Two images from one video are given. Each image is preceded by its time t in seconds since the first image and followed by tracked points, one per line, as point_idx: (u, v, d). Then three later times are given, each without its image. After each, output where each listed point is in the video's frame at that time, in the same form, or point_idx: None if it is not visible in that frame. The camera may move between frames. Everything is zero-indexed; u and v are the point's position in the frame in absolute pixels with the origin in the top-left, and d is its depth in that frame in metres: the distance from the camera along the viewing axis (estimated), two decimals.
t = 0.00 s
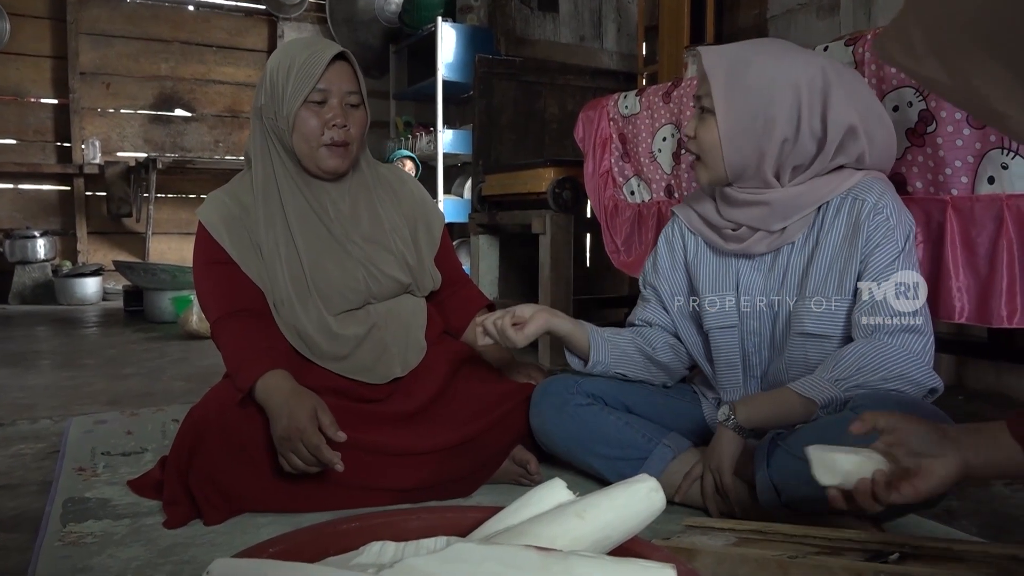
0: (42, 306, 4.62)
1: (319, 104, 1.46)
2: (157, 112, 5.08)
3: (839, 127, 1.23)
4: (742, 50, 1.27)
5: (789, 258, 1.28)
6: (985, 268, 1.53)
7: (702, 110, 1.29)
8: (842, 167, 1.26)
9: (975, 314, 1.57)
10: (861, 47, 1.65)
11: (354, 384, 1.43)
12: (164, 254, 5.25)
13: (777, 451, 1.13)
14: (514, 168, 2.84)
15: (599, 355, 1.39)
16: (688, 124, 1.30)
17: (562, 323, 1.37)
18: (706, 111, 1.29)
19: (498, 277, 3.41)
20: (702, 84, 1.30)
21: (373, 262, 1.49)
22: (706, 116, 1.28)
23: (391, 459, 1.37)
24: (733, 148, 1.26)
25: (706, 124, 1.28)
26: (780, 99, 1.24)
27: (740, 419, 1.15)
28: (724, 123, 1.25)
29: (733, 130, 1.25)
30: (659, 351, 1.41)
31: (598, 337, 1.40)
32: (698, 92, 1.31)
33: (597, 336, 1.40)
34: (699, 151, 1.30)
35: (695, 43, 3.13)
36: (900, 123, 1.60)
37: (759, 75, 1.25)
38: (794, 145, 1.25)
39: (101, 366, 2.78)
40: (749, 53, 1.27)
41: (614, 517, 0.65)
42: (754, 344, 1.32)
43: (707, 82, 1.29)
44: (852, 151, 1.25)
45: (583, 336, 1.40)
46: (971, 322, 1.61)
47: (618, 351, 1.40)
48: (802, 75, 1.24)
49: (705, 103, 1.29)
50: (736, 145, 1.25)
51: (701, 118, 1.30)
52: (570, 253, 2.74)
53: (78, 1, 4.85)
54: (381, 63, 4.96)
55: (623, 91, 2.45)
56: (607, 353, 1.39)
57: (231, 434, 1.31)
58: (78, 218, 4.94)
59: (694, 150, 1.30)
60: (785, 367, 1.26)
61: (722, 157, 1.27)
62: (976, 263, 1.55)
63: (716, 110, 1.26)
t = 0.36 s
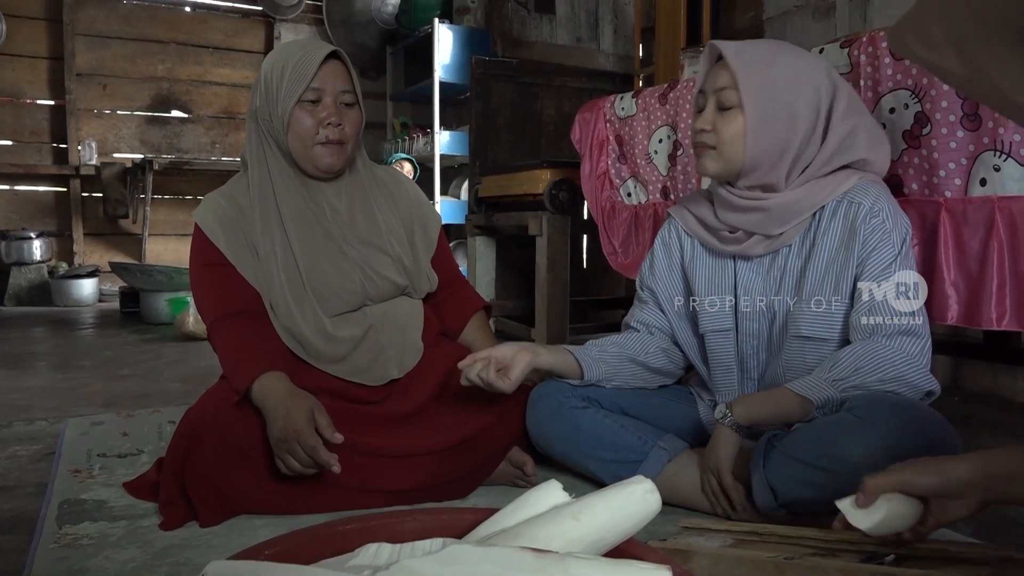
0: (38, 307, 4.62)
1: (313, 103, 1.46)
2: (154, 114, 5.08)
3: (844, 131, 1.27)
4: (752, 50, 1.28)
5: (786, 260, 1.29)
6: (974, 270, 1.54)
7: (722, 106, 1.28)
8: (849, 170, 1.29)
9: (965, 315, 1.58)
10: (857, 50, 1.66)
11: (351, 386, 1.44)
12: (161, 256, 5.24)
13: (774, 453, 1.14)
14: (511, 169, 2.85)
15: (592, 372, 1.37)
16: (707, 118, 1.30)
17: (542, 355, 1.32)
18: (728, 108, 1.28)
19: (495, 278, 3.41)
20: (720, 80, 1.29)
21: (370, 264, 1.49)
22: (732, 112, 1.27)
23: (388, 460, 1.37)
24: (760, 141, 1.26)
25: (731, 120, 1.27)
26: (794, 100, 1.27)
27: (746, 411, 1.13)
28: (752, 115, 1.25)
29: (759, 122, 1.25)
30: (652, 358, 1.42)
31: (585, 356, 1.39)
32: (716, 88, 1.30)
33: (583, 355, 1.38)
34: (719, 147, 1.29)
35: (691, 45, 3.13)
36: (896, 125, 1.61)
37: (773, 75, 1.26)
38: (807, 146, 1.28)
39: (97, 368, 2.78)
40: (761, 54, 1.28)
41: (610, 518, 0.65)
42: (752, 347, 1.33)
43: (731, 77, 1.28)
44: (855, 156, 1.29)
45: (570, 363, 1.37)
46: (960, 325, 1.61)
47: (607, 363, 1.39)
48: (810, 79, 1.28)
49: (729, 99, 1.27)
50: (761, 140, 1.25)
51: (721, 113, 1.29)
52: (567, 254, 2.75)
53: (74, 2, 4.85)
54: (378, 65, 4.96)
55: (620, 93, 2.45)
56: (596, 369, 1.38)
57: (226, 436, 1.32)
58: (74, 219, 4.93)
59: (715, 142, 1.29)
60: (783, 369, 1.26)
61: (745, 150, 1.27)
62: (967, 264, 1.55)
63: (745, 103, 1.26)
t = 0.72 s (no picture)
0: (35, 308, 4.60)
1: (308, 105, 1.46)
2: (151, 114, 5.07)
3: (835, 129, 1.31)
4: (765, 53, 1.26)
5: (802, 264, 1.29)
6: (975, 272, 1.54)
7: (760, 117, 1.24)
8: (859, 171, 1.32)
9: (965, 316, 1.58)
10: (855, 52, 1.66)
11: (348, 386, 1.44)
12: (158, 256, 5.23)
13: (773, 455, 1.13)
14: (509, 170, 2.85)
15: (593, 371, 1.37)
16: (750, 132, 1.24)
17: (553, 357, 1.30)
18: (767, 117, 1.24)
19: (493, 279, 3.42)
20: (751, 91, 1.24)
21: (367, 265, 1.49)
22: (773, 122, 1.24)
23: (386, 460, 1.37)
24: (804, 149, 1.25)
25: (778, 129, 1.23)
26: (812, 101, 1.27)
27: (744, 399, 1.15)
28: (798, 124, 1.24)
29: (804, 129, 1.24)
30: (656, 361, 1.42)
31: (590, 352, 1.38)
32: (749, 101, 1.24)
33: (585, 352, 1.38)
34: (771, 159, 1.25)
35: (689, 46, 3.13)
36: (898, 126, 1.61)
37: (793, 77, 1.26)
38: (825, 149, 1.29)
39: (94, 368, 2.77)
40: (774, 57, 1.26)
41: (608, 519, 0.65)
42: (762, 350, 1.33)
43: (762, 86, 1.24)
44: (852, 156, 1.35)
45: (576, 362, 1.36)
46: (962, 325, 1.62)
47: (610, 364, 1.38)
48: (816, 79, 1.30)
49: (768, 109, 1.24)
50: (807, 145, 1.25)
51: (760, 125, 1.24)
52: (565, 255, 2.75)
53: (71, 3, 4.84)
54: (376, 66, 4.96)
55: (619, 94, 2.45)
56: (598, 370, 1.37)
57: (224, 437, 1.32)
58: (71, 220, 4.92)
59: (765, 157, 1.24)
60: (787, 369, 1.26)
61: (794, 159, 1.26)
62: (970, 262, 1.55)
63: (789, 110, 1.24)
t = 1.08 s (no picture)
0: (32, 309, 4.60)
1: (304, 107, 1.46)
2: (149, 115, 5.07)
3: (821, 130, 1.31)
4: (760, 53, 1.24)
5: (789, 266, 1.29)
6: (976, 272, 1.55)
7: (761, 122, 1.22)
8: (842, 168, 1.32)
9: (969, 316, 1.59)
10: (851, 52, 1.65)
11: (346, 387, 1.44)
12: (156, 257, 5.22)
13: (769, 457, 1.13)
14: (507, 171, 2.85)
15: (589, 375, 1.37)
16: (750, 137, 1.21)
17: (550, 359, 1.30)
18: (767, 122, 1.22)
19: (491, 280, 3.42)
20: (749, 94, 1.21)
21: (365, 266, 1.49)
22: (773, 126, 1.22)
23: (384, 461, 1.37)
24: (800, 152, 1.24)
25: (778, 133, 1.22)
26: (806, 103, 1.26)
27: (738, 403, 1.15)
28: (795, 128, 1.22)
29: (801, 131, 1.23)
30: (649, 364, 1.42)
31: (584, 356, 1.38)
32: (750, 105, 1.21)
33: (580, 355, 1.38)
34: (772, 165, 1.23)
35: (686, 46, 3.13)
36: (890, 126, 1.61)
37: (790, 77, 1.24)
38: (815, 151, 1.28)
39: (92, 370, 2.77)
40: (770, 57, 1.24)
41: (605, 519, 0.65)
42: (753, 353, 1.33)
43: (760, 89, 1.21)
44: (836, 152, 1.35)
45: (571, 366, 1.36)
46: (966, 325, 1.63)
47: (605, 367, 1.38)
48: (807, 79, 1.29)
49: (769, 113, 1.21)
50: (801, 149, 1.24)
51: (761, 129, 1.22)
52: (563, 256, 2.75)
53: (69, 3, 4.83)
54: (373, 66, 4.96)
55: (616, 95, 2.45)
56: (593, 372, 1.37)
57: (220, 437, 1.31)
58: (69, 220, 4.92)
59: (768, 161, 1.22)
60: (780, 369, 1.27)
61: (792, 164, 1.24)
62: (968, 263, 1.56)
63: (789, 112, 1.22)
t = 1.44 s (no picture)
0: (30, 310, 4.59)
1: (300, 108, 1.45)
2: (146, 115, 5.06)
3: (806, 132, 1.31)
4: (737, 64, 1.24)
5: (776, 271, 1.29)
6: (966, 273, 1.57)
7: (741, 137, 1.21)
8: (827, 168, 1.31)
9: (956, 317, 1.61)
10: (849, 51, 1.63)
11: (342, 389, 1.44)
12: (154, 257, 5.22)
13: (766, 459, 1.13)
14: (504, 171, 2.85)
15: (585, 378, 1.37)
16: (730, 155, 1.21)
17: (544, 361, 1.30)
18: (748, 137, 1.21)
19: (489, 280, 3.42)
20: (727, 111, 1.20)
21: (361, 267, 1.49)
22: (754, 140, 1.21)
23: (382, 461, 1.37)
24: (783, 160, 1.24)
25: (759, 146, 1.21)
26: (787, 110, 1.26)
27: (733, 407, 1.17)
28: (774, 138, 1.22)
29: (780, 141, 1.23)
30: (643, 368, 1.42)
31: (579, 360, 1.38)
32: (728, 122, 1.20)
33: (575, 359, 1.38)
34: (755, 179, 1.22)
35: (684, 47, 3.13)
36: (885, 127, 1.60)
37: (768, 87, 1.24)
38: (799, 155, 1.28)
39: (89, 370, 2.76)
40: (748, 68, 1.24)
41: (602, 520, 0.65)
42: (745, 357, 1.32)
43: (738, 105, 1.21)
44: (819, 155, 1.34)
45: (567, 372, 1.36)
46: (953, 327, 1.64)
47: (601, 369, 1.38)
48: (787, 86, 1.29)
49: (749, 128, 1.21)
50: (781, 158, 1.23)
51: (741, 145, 1.22)
52: (561, 256, 2.75)
53: (66, 3, 4.83)
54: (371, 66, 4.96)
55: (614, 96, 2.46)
56: (589, 375, 1.37)
57: (218, 438, 1.31)
58: (66, 220, 4.91)
59: (749, 176, 1.22)
60: (774, 373, 1.27)
61: (773, 173, 1.24)
62: (958, 265, 1.57)
63: (768, 125, 1.22)
